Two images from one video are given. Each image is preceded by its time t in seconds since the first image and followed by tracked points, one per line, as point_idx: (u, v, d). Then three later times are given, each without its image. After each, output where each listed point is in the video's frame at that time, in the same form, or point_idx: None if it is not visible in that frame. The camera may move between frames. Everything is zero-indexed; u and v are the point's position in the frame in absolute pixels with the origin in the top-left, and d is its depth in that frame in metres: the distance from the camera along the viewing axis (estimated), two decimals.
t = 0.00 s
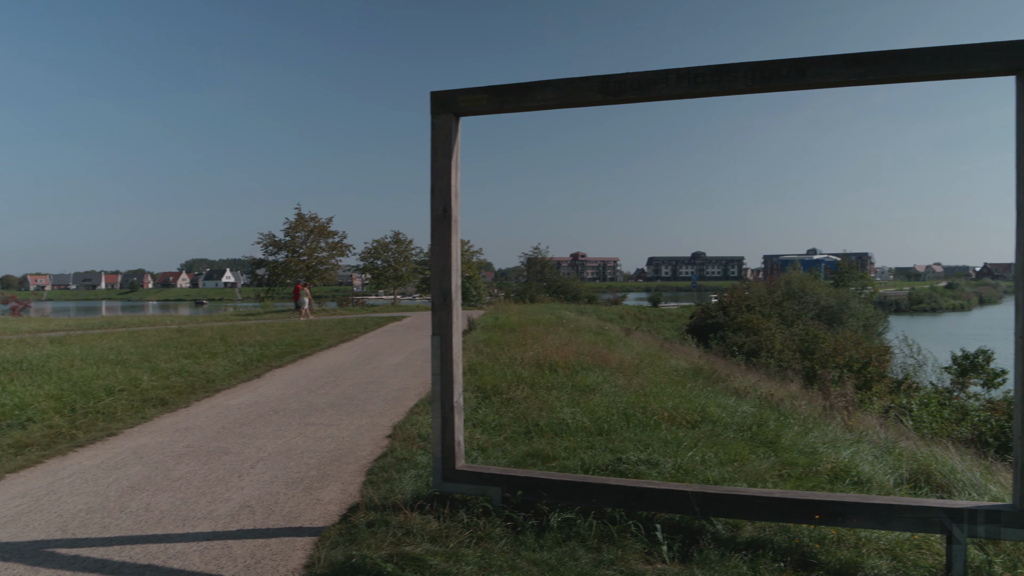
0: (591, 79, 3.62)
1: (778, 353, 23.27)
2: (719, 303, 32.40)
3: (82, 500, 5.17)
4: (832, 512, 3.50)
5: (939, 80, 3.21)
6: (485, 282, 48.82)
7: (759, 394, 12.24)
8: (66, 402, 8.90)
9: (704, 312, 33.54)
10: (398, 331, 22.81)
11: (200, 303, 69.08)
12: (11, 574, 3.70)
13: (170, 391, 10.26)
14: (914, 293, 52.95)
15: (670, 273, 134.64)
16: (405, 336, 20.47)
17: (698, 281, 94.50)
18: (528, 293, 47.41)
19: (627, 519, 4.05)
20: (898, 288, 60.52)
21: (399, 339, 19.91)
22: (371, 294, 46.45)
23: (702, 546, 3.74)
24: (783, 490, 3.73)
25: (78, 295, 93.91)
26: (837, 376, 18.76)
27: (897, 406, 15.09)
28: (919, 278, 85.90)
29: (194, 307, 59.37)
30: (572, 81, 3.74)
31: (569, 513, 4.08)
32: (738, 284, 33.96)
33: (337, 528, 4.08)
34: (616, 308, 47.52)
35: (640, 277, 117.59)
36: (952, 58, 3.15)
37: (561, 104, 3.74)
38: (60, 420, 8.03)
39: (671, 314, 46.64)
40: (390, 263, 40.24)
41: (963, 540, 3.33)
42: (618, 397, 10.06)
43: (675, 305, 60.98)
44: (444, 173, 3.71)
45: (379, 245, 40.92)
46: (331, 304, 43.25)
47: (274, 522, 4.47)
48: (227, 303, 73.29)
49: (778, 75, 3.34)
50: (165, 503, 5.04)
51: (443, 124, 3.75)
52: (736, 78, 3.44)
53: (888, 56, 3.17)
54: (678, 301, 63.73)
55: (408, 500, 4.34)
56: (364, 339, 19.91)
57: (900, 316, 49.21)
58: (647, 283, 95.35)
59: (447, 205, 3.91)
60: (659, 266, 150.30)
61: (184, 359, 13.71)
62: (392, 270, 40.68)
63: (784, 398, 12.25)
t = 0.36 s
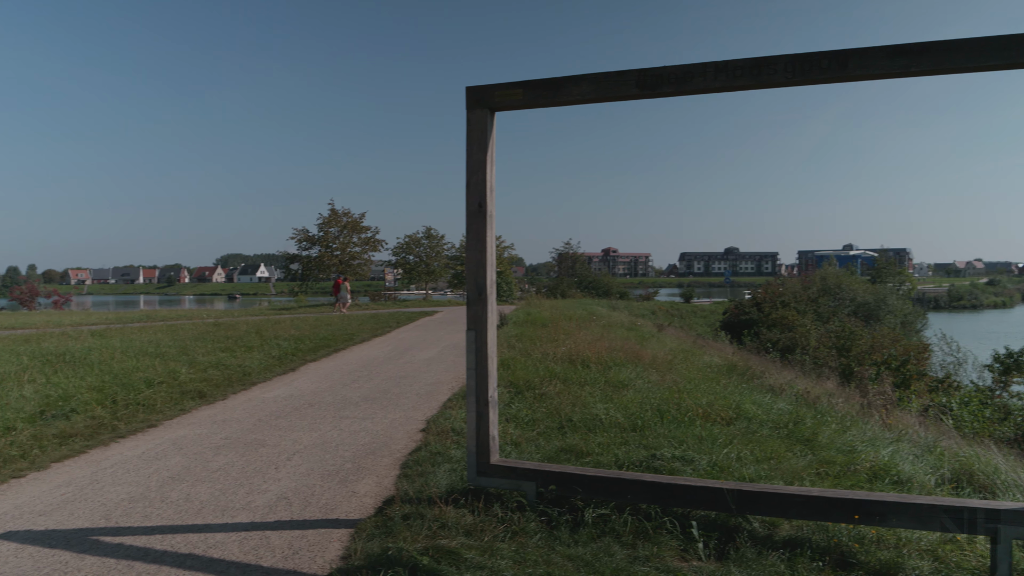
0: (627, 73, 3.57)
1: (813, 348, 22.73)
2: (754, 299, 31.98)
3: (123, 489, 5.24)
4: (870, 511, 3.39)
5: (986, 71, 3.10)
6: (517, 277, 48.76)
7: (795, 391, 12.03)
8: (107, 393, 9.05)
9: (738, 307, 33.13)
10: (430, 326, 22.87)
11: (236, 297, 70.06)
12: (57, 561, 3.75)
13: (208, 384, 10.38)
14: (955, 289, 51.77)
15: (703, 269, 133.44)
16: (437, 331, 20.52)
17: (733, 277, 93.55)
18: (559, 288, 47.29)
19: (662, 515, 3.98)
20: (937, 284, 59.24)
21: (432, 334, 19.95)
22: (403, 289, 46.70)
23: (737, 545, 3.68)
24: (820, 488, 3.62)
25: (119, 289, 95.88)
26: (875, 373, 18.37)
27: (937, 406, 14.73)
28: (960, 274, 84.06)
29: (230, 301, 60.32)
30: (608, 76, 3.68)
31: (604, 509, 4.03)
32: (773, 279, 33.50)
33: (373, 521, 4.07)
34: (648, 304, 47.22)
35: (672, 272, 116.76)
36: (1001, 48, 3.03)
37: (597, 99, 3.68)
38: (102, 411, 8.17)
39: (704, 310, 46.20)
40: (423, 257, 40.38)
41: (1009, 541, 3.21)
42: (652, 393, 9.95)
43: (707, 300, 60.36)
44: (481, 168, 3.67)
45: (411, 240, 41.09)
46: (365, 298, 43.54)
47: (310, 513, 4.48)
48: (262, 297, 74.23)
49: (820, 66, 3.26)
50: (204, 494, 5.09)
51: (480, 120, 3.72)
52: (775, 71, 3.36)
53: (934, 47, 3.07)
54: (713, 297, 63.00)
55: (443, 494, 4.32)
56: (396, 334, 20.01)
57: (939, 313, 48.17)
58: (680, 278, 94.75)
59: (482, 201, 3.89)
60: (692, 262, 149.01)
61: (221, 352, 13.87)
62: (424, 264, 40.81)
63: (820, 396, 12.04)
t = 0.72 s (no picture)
0: (663, 70, 3.44)
1: (851, 349, 21.42)
2: (788, 298, 31.35)
3: (165, 483, 5.20)
4: (916, 513, 3.20)
5: None
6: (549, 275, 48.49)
7: (833, 392, 11.64)
8: (148, 388, 9.12)
9: (773, 307, 32.48)
10: (462, 323, 22.81)
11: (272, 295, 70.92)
12: (102, 552, 3.71)
13: (245, 381, 10.40)
14: (998, 287, 49.69)
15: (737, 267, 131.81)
16: (469, 330, 20.41)
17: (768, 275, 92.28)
18: (591, 287, 46.97)
19: (699, 516, 3.82)
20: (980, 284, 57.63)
21: (465, 332, 19.83)
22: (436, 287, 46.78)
23: (777, 547, 3.48)
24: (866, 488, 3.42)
25: (158, 287, 97.65)
26: (915, 374, 17.73)
27: (979, 408, 14.27)
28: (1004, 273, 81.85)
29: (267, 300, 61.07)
30: (645, 72, 3.56)
31: (640, 508, 3.89)
32: (808, 278, 32.68)
33: (409, 517, 3.98)
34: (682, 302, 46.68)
35: (706, 271, 115.49)
36: None
37: (634, 96, 3.56)
38: (142, 406, 8.21)
39: (738, 309, 45.51)
40: (455, 256, 40.38)
41: None
42: (686, 392, 9.66)
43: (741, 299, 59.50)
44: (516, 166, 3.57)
45: (444, 238, 41.10)
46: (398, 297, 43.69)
47: (347, 509, 4.36)
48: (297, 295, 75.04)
49: (862, 61, 3.12)
50: (243, 488, 5.01)
51: (516, 119, 3.62)
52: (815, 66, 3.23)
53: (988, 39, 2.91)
54: (746, 297, 61.92)
55: (478, 492, 4.22)
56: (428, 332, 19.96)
57: (981, 312, 46.86)
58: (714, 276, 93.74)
59: (518, 198, 3.79)
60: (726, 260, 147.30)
61: (257, 349, 13.94)
62: (456, 262, 40.80)
63: (859, 396, 11.56)
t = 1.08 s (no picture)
0: (704, 68, 3.29)
1: (895, 353, 20.57)
2: (830, 300, 30.60)
3: (209, 480, 5.10)
4: (969, 522, 3.00)
5: None
6: (585, 276, 48.10)
7: (878, 395, 11.18)
8: (192, 388, 9.16)
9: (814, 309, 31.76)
10: (498, 325, 22.69)
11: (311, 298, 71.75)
12: (149, 549, 3.61)
13: (286, 381, 10.39)
14: None
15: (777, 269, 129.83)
16: (505, 331, 20.25)
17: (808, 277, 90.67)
18: (627, 289, 46.52)
19: (743, 521, 3.62)
20: None
21: (501, 334, 19.65)
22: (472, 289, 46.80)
23: (823, 554, 3.27)
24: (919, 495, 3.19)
25: (201, 288, 99.47)
26: (962, 377, 17.02)
27: None
28: None
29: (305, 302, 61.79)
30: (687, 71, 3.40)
31: (682, 513, 3.69)
32: (850, 278, 31.80)
33: (449, 518, 3.83)
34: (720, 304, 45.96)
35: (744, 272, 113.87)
36: None
37: (675, 97, 3.40)
38: (187, 405, 8.22)
39: (777, 310, 44.67)
40: (491, 257, 40.29)
41: None
42: (726, 394, 9.32)
43: (781, 301, 58.46)
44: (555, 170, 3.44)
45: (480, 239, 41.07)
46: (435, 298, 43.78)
47: (388, 509, 4.18)
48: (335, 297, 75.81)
49: (910, 58, 2.94)
50: (285, 487, 4.87)
51: (556, 122, 3.50)
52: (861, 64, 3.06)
53: None
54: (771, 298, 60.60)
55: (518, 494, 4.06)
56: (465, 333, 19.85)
57: None
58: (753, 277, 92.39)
59: (558, 200, 3.64)
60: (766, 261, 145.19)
61: (297, 350, 13.98)
62: (492, 264, 40.74)
63: (905, 401, 11.04)
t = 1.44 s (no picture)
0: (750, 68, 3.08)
1: (941, 358, 19.76)
2: (875, 303, 29.82)
3: (253, 481, 5.07)
4: None
5: None
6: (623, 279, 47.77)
7: (926, 401, 10.72)
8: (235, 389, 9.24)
9: (858, 313, 31.01)
10: (536, 328, 22.61)
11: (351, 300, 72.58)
12: (196, 546, 3.55)
13: (327, 382, 10.43)
14: None
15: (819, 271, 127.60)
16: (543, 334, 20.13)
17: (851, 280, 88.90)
18: (666, 292, 46.04)
19: (788, 528, 3.32)
20: None
21: (539, 336, 19.54)
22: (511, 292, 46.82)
23: (872, 563, 2.95)
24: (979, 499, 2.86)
25: (243, 290, 101.25)
26: (1015, 383, 16.34)
27: None
28: None
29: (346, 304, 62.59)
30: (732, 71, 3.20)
31: (726, 518, 3.42)
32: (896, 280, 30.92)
33: (490, 520, 3.65)
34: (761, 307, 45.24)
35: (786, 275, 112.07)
36: None
37: (719, 98, 3.20)
38: (231, 405, 8.28)
39: (820, 314, 43.78)
40: (528, 259, 40.23)
41: None
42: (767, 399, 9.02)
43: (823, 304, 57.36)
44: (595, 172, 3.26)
45: (518, 242, 41.04)
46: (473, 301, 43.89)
47: (430, 510, 4.04)
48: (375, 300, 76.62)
49: (964, 57, 2.71)
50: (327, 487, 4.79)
51: (596, 124, 3.32)
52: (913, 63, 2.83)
53: None
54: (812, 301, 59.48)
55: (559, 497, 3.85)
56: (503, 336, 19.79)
57: None
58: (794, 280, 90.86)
59: (600, 202, 3.46)
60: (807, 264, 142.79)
61: (337, 351, 14.06)
62: (530, 267, 40.67)
63: (955, 407, 10.53)
